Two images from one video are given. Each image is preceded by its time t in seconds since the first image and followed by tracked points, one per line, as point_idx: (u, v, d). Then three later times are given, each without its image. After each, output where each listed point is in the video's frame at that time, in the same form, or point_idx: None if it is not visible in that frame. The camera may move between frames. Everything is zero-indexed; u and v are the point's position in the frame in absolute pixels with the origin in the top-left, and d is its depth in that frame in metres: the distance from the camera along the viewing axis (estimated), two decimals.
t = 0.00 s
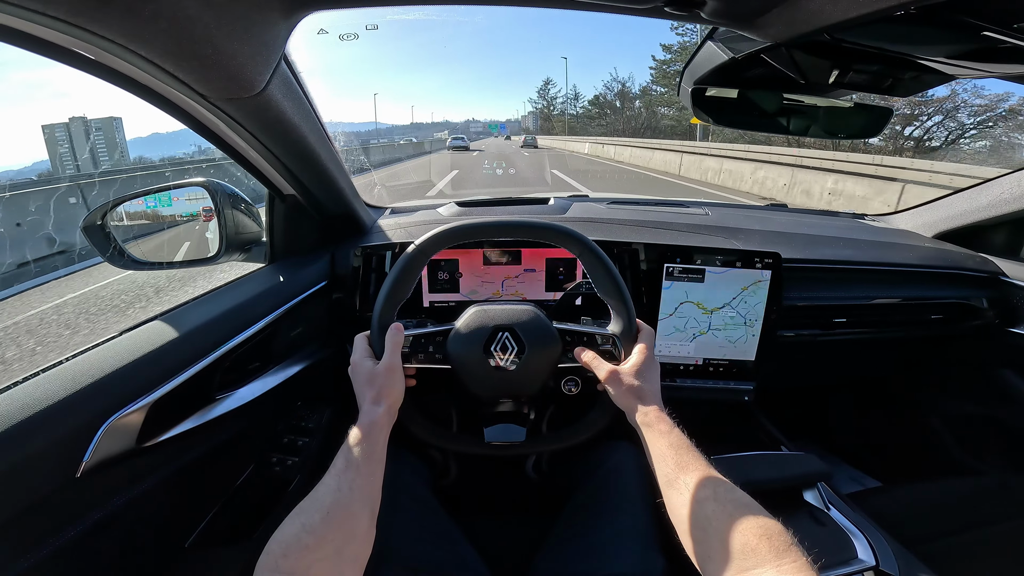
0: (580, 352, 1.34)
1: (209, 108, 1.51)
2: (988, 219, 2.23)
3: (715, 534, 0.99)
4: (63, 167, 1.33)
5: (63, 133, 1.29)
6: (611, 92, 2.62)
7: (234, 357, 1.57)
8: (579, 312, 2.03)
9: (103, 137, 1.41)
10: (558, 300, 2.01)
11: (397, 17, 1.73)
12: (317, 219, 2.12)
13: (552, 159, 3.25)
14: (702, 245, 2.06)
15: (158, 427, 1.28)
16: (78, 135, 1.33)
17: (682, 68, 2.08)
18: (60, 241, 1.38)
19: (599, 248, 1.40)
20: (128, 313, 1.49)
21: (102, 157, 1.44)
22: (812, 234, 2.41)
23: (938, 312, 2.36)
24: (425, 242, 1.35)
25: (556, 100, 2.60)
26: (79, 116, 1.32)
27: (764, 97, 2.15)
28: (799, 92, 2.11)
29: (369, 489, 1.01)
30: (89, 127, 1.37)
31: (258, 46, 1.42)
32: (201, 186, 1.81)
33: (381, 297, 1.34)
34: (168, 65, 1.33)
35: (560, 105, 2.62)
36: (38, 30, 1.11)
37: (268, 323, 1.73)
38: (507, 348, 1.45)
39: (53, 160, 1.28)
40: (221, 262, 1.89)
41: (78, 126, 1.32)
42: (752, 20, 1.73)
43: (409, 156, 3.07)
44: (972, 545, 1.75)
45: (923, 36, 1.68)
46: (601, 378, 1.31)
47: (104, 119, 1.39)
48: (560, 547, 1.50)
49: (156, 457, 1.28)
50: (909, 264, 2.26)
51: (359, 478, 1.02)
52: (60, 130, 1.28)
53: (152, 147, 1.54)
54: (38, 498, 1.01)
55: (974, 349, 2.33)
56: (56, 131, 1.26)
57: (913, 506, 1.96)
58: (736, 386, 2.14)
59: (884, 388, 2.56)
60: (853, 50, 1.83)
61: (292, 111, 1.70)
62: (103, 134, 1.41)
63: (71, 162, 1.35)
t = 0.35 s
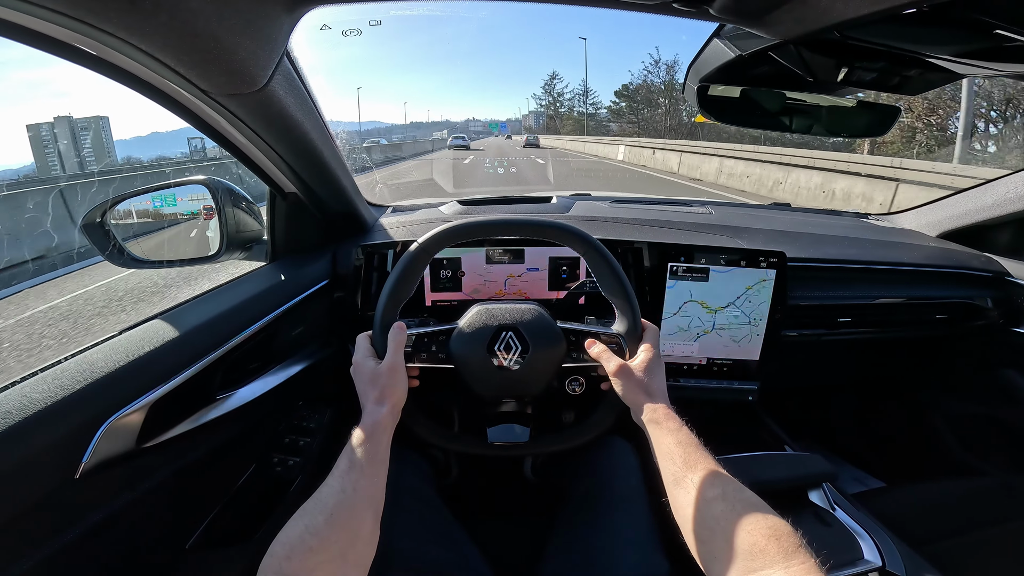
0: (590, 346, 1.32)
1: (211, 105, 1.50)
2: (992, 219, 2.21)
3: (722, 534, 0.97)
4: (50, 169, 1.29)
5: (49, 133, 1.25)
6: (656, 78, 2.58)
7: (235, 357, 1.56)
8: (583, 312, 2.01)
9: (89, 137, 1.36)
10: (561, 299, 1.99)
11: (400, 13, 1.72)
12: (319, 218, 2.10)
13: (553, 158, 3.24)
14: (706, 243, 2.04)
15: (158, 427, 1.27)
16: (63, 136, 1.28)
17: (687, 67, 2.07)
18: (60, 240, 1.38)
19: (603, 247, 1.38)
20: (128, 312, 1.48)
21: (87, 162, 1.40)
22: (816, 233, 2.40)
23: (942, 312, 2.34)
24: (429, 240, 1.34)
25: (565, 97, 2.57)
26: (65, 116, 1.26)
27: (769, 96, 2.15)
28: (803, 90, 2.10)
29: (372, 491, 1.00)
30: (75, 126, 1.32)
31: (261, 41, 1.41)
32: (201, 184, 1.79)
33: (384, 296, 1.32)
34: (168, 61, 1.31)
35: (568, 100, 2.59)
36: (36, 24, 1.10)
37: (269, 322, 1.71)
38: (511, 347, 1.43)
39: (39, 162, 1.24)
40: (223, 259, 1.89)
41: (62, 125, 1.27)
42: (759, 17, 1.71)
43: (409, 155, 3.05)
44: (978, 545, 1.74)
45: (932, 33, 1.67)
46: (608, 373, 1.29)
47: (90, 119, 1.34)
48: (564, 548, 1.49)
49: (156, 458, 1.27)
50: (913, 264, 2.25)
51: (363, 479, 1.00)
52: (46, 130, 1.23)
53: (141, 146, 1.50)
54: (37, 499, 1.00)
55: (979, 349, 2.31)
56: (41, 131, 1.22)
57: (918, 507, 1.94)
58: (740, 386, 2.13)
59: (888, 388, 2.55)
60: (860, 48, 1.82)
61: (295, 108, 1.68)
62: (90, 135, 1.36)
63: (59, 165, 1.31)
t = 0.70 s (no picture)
0: (580, 363, 1.32)
1: (214, 105, 1.51)
2: (992, 221, 2.22)
3: (724, 536, 0.98)
4: (33, 166, 1.22)
5: (34, 132, 1.19)
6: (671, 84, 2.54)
7: (236, 356, 1.56)
8: (583, 312, 2.02)
9: (73, 136, 1.30)
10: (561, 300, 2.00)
11: (402, 14, 1.72)
12: (320, 217, 2.10)
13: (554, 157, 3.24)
14: (706, 244, 2.05)
15: (159, 426, 1.28)
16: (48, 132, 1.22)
17: (688, 68, 2.07)
18: (62, 239, 1.39)
19: (603, 247, 1.38)
20: (130, 310, 1.48)
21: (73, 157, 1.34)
22: (816, 234, 2.40)
23: (941, 314, 2.35)
24: (430, 240, 1.34)
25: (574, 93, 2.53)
26: (51, 114, 1.20)
27: (770, 97, 2.15)
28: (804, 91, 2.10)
29: (373, 490, 1.01)
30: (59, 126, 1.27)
31: (263, 42, 1.41)
32: (203, 183, 1.79)
33: (385, 295, 1.32)
34: (171, 61, 1.32)
35: (578, 96, 2.54)
36: (39, 24, 1.10)
37: (270, 321, 1.72)
38: (511, 347, 1.44)
39: (23, 162, 1.19)
40: (224, 259, 1.86)
41: (48, 123, 1.21)
42: (762, 19, 1.71)
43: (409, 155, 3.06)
44: (977, 546, 1.74)
45: (935, 35, 1.67)
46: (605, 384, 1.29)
47: (76, 118, 1.29)
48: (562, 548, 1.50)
49: (157, 457, 1.28)
50: (913, 266, 2.25)
51: (364, 478, 1.01)
52: (32, 130, 1.18)
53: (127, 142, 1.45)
54: (39, 498, 1.01)
55: (978, 351, 2.32)
56: (26, 130, 1.17)
57: (917, 508, 1.95)
58: (739, 387, 2.14)
59: (886, 390, 2.55)
60: (861, 50, 1.82)
61: (297, 108, 1.69)
62: (76, 134, 1.31)
63: (42, 165, 1.25)
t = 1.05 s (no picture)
0: (588, 347, 1.25)
1: (208, 104, 1.49)
2: (998, 223, 2.16)
3: (722, 540, 0.96)
4: (15, 160, 1.20)
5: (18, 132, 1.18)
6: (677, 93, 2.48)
7: (231, 358, 1.55)
8: (583, 315, 1.99)
9: (60, 136, 1.30)
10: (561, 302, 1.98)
11: (399, 12, 1.71)
12: (318, 218, 2.09)
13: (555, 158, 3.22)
14: (707, 246, 2.03)
15: (152, 429, 1.26)
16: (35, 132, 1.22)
17: (690, 68, 2.05)
18: (54, 242, 1.35)
19: (603, 249, 1.35)
20: (126, 311, 1.47)
21: (57, 155, 1.31)
22: (818, 236, 2.38)
23: (946, 317, 2.32)
24: (427, 242, 1.32)
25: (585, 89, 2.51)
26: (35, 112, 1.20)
27: (771, 99, 2.14)
28: (808, 91, 2.07)
29: (367, 494, 0.99)
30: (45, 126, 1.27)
31: (257, 40, 1.39)
32: (200, 184, 1.80)
33: (382, 297, 1.30)
34: (164, 59, 1.30)
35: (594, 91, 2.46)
36: (29, 20, 1.08)
37: (266, 322, 1.70)
38: (509, 350, 1.42)
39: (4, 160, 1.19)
40: (222, 260, 1.89)
41: (33, 123, 1.21)
42: (765, 19, 1.69)
43: (409, 155, 3.04)
44: (982, 552, 1.72)
45: (939, 34, 1.65)
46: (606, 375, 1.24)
47: (60, 117, 1.29)
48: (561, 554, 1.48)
49: (149, 461, 1.26)
50: (918, 268, 2.22)
51: (359, 480, 0.99)
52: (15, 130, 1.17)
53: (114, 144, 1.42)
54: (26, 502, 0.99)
55: (983, 355, 2.29)
56: (9, 130, 1.16)
57: (920, 513, 1.92)
58: (741, 391, 2.12)
59: (890, 394, 2.52)
60: (865, 49, 1.80)
61: (292, 108, 1.67)
62: (61, 134, 1.31)
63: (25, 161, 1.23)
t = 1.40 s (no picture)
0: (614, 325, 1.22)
1: (209, 102, 1.47)
2: (1003, 226, 2.16)
3: (712, 529, 0.94)
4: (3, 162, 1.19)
5: None
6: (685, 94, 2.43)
7: (233, 360, 1.53)
8: (587, 318, 1.98)
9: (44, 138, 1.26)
10: (565, 305, 1.96)
11: (403, 10, 1.69)
12: (320, 219, 2.07)
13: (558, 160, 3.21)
14: (712, 249, 2.01)
15: (151, 432, 1.24)
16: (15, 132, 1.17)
17: (698, 68, 2.04)
18: (51, 241, 1.36)
19: (609, 252, 1.33)
20: (127, 312, 1.45)
21: (42, 163, 1.27)
22: (824, 239, 2.36)
23: (954, 320, 2.29)
24: (431, 243, 1.29)
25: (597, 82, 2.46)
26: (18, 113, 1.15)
27: (775, 100, 2.12)
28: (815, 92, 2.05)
29: (368, 497, 0.97)
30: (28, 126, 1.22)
31: (260, 36, 1.38)
32: (201, 184, 1.76)
33: (385, 300, 1.27)
34: (167, 55, 1.28)
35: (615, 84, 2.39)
36: (30, 13, 1.07)
37: (268, 324, 1.68)
38: (514, 354, 1.40)
39: None
40: (222, 262, 1.83)
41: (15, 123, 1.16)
42: (774, 19, 1.69)
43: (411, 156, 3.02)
44: (990, 555, 1.70)
45: (948, 33, 1.63)
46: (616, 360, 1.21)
47: (44, 116, 1.24)
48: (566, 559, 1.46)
49: (149, 465, 1.24)
50: (924, 271, 2.21)
51: (359, 483, 0.97)
52: None
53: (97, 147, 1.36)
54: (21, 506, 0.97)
55: (990, 358, 2.27)
56: None
57: (927, 516, 1.90)
58: (746, 394, 2.10)
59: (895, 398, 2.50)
60: (875, 49, 1.79)
61: (295, 106, 1.65)
62: (45, 136, 1.26)
63: (7, 165, 1.21)
